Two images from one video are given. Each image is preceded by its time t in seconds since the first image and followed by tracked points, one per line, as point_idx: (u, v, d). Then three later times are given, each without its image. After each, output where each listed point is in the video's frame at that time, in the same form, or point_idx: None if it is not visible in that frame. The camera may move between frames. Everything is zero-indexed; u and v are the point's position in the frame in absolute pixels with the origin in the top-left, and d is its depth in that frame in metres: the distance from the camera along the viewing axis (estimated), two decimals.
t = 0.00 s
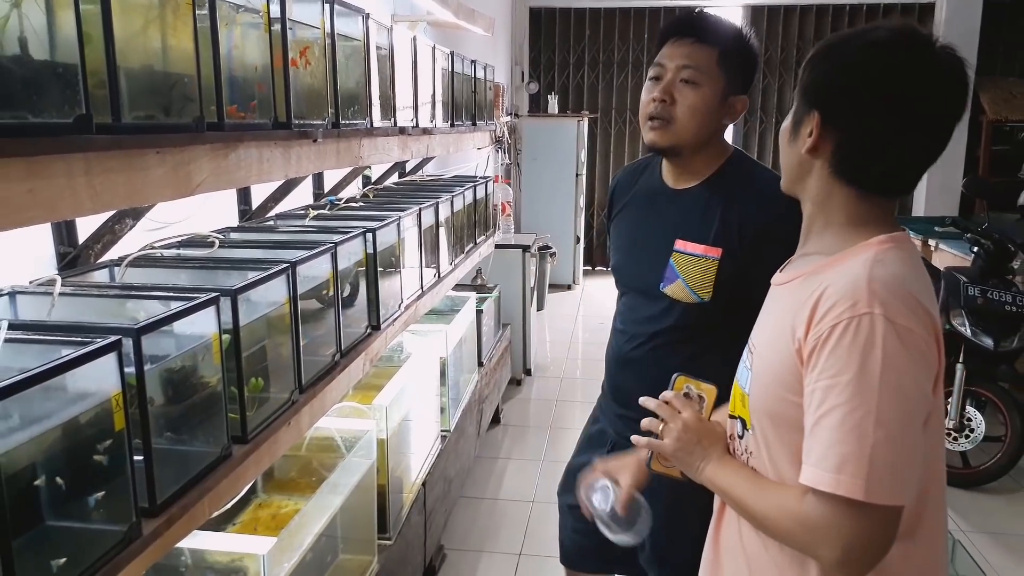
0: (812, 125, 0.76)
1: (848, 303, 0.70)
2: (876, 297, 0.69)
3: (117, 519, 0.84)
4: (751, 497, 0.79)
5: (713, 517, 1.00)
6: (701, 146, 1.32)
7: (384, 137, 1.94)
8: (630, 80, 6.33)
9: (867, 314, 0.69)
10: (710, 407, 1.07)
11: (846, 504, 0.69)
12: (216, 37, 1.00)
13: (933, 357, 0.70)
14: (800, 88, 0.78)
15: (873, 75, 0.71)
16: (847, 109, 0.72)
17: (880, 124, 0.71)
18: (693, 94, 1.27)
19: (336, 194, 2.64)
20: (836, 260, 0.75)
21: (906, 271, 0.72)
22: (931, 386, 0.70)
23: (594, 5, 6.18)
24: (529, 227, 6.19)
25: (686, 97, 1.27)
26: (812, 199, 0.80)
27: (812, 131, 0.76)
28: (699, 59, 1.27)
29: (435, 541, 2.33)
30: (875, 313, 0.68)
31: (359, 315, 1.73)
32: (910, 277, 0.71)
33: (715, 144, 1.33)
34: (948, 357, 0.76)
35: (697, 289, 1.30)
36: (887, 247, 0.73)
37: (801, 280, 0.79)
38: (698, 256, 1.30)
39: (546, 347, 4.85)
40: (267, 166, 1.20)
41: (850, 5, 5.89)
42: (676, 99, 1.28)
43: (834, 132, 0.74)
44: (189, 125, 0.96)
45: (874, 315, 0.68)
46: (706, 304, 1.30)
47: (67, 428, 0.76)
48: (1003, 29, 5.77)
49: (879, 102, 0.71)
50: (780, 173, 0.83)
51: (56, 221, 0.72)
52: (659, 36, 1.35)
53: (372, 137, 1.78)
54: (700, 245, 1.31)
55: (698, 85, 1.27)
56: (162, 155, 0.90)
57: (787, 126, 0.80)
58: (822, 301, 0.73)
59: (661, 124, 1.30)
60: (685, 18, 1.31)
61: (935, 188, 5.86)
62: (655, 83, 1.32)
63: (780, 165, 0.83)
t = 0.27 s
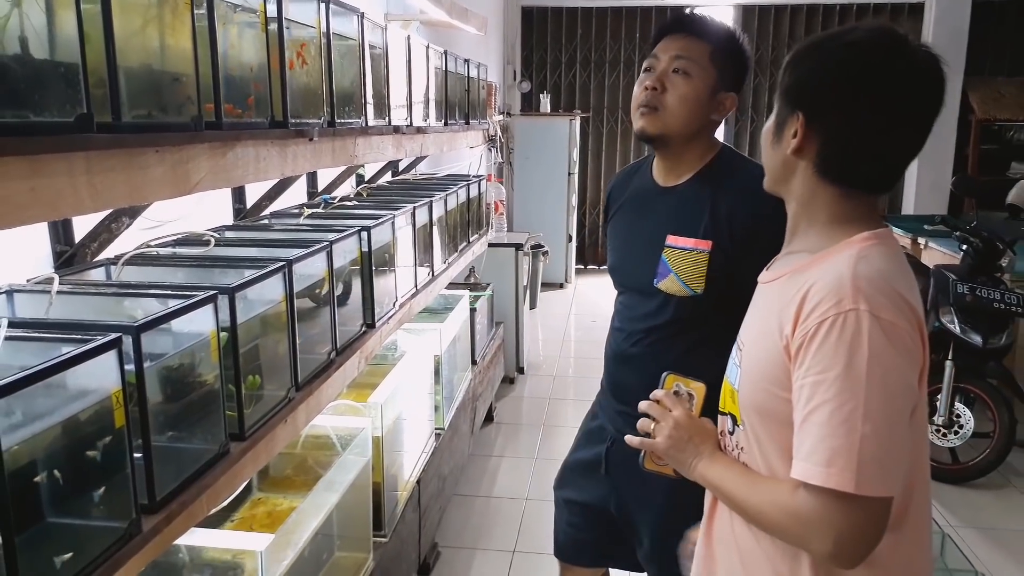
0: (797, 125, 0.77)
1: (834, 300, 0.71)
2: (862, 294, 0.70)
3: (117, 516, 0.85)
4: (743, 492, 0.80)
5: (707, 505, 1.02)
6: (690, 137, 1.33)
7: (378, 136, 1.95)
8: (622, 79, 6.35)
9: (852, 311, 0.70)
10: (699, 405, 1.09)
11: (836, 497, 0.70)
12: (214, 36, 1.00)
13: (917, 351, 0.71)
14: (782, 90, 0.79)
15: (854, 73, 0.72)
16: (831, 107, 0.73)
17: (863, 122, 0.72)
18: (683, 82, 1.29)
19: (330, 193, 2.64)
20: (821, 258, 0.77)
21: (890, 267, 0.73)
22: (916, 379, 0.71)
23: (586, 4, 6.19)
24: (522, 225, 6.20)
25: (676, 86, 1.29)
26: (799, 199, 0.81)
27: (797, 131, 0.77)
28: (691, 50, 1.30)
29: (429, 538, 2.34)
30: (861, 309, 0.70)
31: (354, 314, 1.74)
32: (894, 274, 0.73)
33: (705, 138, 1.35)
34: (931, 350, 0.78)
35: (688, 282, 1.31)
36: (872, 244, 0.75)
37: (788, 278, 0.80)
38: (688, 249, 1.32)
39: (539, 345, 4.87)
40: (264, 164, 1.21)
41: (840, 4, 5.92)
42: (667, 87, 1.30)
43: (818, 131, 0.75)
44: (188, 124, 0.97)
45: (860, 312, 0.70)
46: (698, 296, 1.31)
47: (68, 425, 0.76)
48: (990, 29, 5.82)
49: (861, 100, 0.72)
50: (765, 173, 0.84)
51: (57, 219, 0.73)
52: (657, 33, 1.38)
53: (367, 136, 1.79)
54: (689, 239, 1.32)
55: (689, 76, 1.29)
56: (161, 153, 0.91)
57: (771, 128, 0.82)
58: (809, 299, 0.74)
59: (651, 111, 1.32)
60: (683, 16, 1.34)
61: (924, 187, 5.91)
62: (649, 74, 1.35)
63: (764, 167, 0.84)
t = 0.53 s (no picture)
0: (778, 129, 0.79)
1: (821, 299, 0.73)
2: (848, 293, 0.72)
3: (115, 516, 0.86)
4: (734, 489, 0.82)
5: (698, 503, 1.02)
6: (680, 149, 1.35)
7: (370, 137, 1.96)
8: (612, 82, 6.37)
9: (839, 310, 0.72)
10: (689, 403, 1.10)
11: (826, 492, 0.72)
12: (209, 38, 1.01)
13: (903, 349, 0.73)
14: (762, 96, 0.81)
15: (831, 75, 0.74)
16: (810, 110, 0.75)
17: (843, 122, 0.74)
18: (666, 100, 1.31)
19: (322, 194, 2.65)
20: (808, 258, 0.78)
21: (875, 267, 0.75)
22: (901, 376, 0.73)
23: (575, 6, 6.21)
24: (512, 227, 6.22)
25: (660, 104, 1.31)
26: (785, 201, 0.83)
27: (779, 134, 0.79)
28: (675, 65, 1.31)
29: (422, 538, 2.35)
30: (847, 308, 0.71)
31: (347, 314, 1.74)
32: (879, 273, 0.74)
33: (694, 148, 1.36)
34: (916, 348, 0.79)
35: (687, 283, 1.33)
36: (857, 244, 0.76)
37: (776, 278, 0.81)
38: (687, 251, 1.33)
39: (530, 346, 4.88)
40: (259, 166, 1.22)
41: (827, 7, 5.97)
42: (651, 104, 1.32)
43: (800, 134, 0.77)
44: (185, 126, 0.98)
45: (846, 311, 0.71)
46: (696, 297, 1.33)
47: (65, 426, 0.77)
48: (975, 33, 5.89)
49: (841, 101, 0.74)
50: (751, 179, 0.86)
51: (57, 221, 0.74)
52: (644, 41, 1.38)
53: (359, 138, 1.80)
54: (688, 241, 1.34)
55: (672, 92, 1.30)
56: (158, 155, 0.91)
57: (754, 133, 0.83)
58: (797, 299, 0.76)
59: (638, 127, 1.35)
60: (668, 26, 1.33)
61: (911, 188, 5.97)
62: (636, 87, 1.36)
63: (749, 170, 0.85)
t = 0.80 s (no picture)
0: (769, 131, 0.80)
1: (814, 296, 0.74)
2: (840, 291, 0.73)
3: (113, 512, 0.86)
4: (727, 483, 0.83)
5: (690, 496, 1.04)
6: (676, 148, 1.37)
7: (363, 136, 1.96)
8: (601, 82, 6.40)
9: (832, 307, 0.73)
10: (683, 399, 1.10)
11: (817, 486, 0.73)
12: (206, 36, 1.01)
13: (893, 345, 0.74)
14: (753, 99, 0.83)
15: (818, 76, 0.75)
16: (799, 110, 0.77)
17: (831, 122, 0.75)
18: (665, 98, 1.33)
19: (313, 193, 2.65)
20: (801, 257, 0.80)
21: (867, 265, 0.76)
22: (891, 373, 0.74)
23: (564, 7, 6.22)
24: (502, 227, 6.22)
25: (658, 101, 1.33)
26: (777, 202, 0.84)
27: (771, 136, 0.80)
28: (675, 62, 1.33)
29: (413, 536, 2.36)
30: (840, 305, 0.73)
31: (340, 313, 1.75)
32: (871, 272, 0.76)
33: (690, 148, 1.38)
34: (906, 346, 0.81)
35: (682, 285, 1.35)
36: (849, 244, 0.78)
37: (770, 276, 0.83)
38: (682, 252, 1.35)
39: (519, 346, 4.89)
40: (254, 164, 1.22)
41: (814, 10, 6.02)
42: (650, 102, 1.34)
43: (790, 134, 0.78)
44: (181, 124, 0.98)
45: (839, 308, 0.73)
46: (690, 298, 1.35)
47: (63, 422, 0.77)
48: (960, 36, 5.96)
49: (828, 100, 0.75)
50: (743, 181, 0.87)
51: (56, 218, 0.74)
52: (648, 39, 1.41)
53: (351, 137, 1.80)
54: (684, 243, 1.36)
55: (671, 91, 1.32)
56: (156, 152, 0.92)
57: (745, 136, 0.85)
58: (790, 296, 0.77)
59: (636, 124, 1.36)
60: (671, 25, 1.36)
61: (897, 189, 6.03)
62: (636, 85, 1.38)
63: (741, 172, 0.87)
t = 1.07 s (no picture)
0: (775, 137, 0.81)
1: (824, 301, 0.75)
2: (849, 295, 0.74)
3: (114, 511, 0.86)
4: (734, 486, 0.84)
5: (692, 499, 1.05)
6: (679, 161, 1.38)
7: (360, 138, 1.96)
8: (595, 86, 6.42)
9: (842, 312, 0.74)
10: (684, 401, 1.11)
11: (829, 489, 0.74)
12: (209, 36, 1.01)
13: (901, 349, 0.75)
14: (755, 106, 0.83)
15: (821, 81, 0.76)
16: (805, 115, 0.77)
17: (837, 127, 0.76)
18: (664, 117, 1.33)
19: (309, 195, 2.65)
20: (809, 261, 0.80)
21: (873, 270, 0.77)
22: (899, 376, 0.75)
23: (559, 11, 6.24)
24: (495, 229, 6.23)
25: (658, 120, 1.33)
26: (780, 207, 0.85)
27: (777, 142, 0.81)
28: (671, 81, 1.32)
29: (408, 538, 2.36)
30: (850, 310, 0.73)
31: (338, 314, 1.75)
32: (878, 276, 0.77)
33: (693, 159, 1.39)
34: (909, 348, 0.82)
35: (682, 289, 1.35)
36: (854, 249, 0.79)
37: (776, 280, 0.83)
38: (682, 257, 1.36)
39: (513, 348, 4.89)
40: (254, 165, 1.22)
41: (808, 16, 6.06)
42: (650, 121, 1.35)
43: (796, 139, 0.79)
44: (184, 124, 0.98)
45: (849, 313, 0.73)
46: (690, 303, 1.36)
47: (65, 421, 0.77)
48: (951, 43, 6.01)
49: (832, 105, 0.76)
50: (743, 188, 0.88)
51: (61, 216, 0.74)
52: (637, 52, 1.39)
53: (350, 138, 1.80)
54: (684, 247, 1.36)
55: (670, 108, 1.33)
56: (158, 152, 0.92)
57: (747, 144, 0.85)
58: (799, 301, 0.78)
59: (638, 143, 1.36)
60: (660, 38, 1.35)
61: (889, 195, 6.07)
62: (634, 102, 1.38)
63: (742, 179, 0.87)
